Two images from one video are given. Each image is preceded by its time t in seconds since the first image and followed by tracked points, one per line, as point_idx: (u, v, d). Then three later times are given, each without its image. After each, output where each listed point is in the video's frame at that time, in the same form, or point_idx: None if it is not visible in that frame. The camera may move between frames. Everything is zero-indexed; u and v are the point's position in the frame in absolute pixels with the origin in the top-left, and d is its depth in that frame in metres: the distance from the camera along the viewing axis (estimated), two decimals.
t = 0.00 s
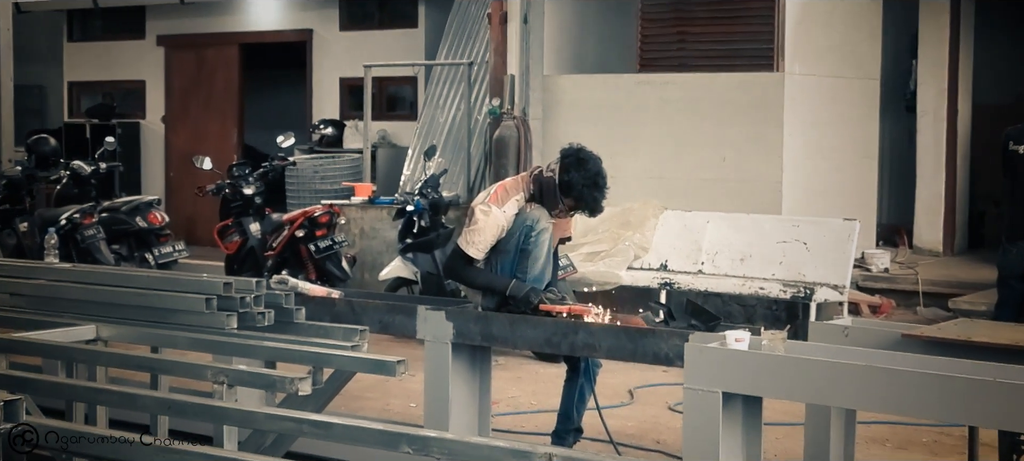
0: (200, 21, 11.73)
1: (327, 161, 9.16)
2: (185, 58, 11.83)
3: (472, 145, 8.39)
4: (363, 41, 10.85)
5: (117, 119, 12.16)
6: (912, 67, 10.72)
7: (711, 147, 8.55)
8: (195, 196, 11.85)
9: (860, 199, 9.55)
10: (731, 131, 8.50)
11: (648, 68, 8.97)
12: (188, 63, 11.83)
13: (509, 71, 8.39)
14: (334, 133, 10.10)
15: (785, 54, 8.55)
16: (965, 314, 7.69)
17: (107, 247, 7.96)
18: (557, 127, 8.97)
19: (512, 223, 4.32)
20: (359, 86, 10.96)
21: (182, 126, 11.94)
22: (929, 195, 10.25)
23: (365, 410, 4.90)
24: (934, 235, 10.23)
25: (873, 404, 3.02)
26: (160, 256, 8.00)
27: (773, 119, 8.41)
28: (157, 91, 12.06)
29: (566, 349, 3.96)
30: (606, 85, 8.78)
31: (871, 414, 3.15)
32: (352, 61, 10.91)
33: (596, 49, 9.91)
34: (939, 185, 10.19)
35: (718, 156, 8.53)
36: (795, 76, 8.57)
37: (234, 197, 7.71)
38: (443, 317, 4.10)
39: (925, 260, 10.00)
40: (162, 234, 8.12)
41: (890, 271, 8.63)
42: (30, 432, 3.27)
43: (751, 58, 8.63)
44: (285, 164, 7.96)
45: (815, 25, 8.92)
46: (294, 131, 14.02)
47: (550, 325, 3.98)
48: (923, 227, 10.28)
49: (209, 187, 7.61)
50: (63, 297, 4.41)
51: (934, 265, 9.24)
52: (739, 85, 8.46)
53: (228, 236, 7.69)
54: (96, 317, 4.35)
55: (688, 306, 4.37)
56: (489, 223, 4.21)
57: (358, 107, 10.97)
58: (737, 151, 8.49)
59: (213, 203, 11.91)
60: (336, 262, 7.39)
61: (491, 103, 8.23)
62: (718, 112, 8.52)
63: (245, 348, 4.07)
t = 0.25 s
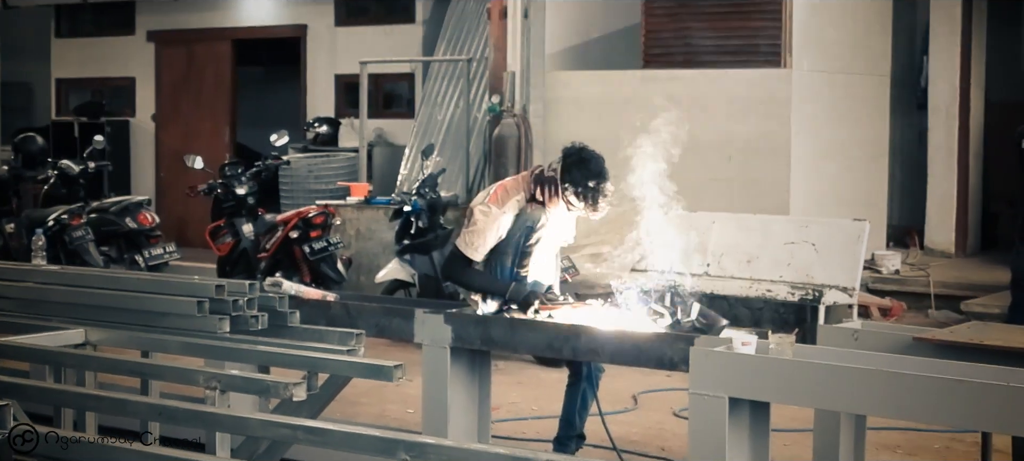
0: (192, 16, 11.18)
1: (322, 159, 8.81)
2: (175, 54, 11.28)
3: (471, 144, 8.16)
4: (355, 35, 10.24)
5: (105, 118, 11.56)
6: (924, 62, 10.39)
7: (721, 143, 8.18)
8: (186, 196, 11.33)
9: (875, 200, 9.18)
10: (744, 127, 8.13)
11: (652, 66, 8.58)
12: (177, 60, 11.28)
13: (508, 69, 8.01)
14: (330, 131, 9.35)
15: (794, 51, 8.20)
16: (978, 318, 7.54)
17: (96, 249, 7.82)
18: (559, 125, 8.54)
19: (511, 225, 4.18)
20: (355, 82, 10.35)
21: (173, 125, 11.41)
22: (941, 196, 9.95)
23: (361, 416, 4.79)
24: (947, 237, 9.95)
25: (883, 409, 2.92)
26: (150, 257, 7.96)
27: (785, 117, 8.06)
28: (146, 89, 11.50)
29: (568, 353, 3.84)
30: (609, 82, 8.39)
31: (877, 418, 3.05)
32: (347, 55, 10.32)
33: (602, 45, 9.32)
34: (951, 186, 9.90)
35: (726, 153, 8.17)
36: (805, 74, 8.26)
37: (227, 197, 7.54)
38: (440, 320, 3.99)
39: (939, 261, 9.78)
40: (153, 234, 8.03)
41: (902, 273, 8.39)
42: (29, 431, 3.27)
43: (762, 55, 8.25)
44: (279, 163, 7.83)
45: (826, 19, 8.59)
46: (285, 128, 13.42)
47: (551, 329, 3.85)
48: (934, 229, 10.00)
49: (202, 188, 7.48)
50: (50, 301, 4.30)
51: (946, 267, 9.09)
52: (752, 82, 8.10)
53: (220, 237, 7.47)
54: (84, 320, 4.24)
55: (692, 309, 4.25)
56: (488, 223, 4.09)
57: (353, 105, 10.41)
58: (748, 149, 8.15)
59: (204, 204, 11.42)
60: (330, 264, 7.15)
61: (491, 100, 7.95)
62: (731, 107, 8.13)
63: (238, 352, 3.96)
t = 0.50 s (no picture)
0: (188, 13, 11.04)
1: (318, 158, 8.38)
2: (168, 48, 11.09)
3: (471, 143, 7.78)
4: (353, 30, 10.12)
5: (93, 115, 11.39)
6: (936, 58, 10.07)
7: (726, 139, 7.98)
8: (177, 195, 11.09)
9: (883, 197, 8.98)
10: (751, 123, 7.92)
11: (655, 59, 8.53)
12: (169, 55, 11.10)
13: (509, 63, 7.84)
14: (325, 128, 9.35)
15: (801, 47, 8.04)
16: (991, 318, 7.39)
17: (85, 251, 7.33)
18: (564, 120, 8.39)
19: (513, 225, 4.07)
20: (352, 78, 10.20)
21: (163, 120, 11.20)
22: (953, 193, 9.85)
23: (358, 422, 4.68)
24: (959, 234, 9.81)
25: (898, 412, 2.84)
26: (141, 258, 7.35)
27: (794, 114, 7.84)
28: (135, 84, 11.33)
29: (571, 355, 3.73)
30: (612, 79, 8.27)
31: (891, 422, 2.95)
32: (343, 51, 10.20)
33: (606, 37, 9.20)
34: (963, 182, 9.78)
35: (731, 150, 7.96)
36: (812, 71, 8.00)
37: (219, 197, 6.94)
38: (439, 322, 3.87)
39: (951, 261, 9.59)
40: (144, 235, 7.45)
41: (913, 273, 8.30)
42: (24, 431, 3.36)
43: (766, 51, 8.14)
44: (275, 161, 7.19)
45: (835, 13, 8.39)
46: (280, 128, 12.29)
47: (552, 331, 3.74)
48: (949, 227, 9.85)
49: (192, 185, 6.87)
50: (38, 303, 4.18)
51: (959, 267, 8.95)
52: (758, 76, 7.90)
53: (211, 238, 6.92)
54: (73, 324, 4.13)
55: (698, 311, 4.14)
56: (488, 223, 3.98)
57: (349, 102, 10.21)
58: (754, 146, 7.92)
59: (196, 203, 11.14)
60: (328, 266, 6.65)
61: (490, 96, 7.68)
62: (738, 104, 7.95)
63: (231, 356, 3.85)
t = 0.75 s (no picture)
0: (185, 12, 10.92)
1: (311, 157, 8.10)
2: (159, 46, 10.95)
3: (470, 141, 7.62)
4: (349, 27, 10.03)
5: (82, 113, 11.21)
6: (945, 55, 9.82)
7: (728, 136, 7.86)
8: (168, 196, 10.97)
9: (894, 195, 8.76)
10: (753, 123, 7.79)
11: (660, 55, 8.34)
12: (161, 50, 10.93)
13: (509, 59, 7.64)
14: (319, 125, 9.17)
15: (810, 40, 7.91)
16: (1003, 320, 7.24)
17: (71, 251, 7.18)
18: (564, 117, 8.24)
19: (513, 225, 3.96)
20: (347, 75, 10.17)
21: (154, 116, 11.04)
22: (968, 192, 9.72)
23: (354, 428, 4.57)
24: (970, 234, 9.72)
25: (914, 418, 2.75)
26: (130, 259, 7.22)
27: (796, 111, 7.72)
28: (125, 80, 11.18)
29: (573, 359, 3.63)
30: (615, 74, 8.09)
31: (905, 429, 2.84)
32: (339, 47, 10.12)
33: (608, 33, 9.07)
34: (976, 182, 9.67)
35: (735, 148, 7.83)
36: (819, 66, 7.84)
37: (211, 196, 6.76)
38: (437, 324, 3.76)
39: (961, 261, 9.42)
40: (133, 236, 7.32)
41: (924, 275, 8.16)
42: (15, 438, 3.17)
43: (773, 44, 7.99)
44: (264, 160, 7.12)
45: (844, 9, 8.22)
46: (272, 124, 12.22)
47: (554, 334, 3.64)
48: (960, 228, 9.75)
49: (183, 185, 6.66)
50: (25, 306, 4.07)
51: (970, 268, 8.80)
52: (760, 72, 7.76)
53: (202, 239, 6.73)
54: (61, 326, 4.01)
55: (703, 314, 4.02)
56: (488, 223, 3.86)
57: (342, 98, 10.22)
58: (757, 144, 7.79)
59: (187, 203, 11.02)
60: (321, 267, 6.49)
61: (490, 93, 7.43)
62: (740, 102, 7.81)
63: (223, 360, 3.74)
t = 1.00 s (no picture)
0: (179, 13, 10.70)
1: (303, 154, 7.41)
2: (147, 40, 10.25)
3: (467, 139, 7.12)
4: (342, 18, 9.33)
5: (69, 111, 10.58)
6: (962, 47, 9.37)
7: (738, 134, 7.38)
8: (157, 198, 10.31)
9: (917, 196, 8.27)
10: (768, 121, 7.31)
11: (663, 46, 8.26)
12: (145, 46, 10.27)
13: (508, 55, 7.19)
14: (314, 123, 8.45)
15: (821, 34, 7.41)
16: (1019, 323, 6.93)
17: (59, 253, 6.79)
18: (567, 115, 7.73)
19: (513, 225, 3.85)
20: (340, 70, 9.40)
21: (142, 114, 10.36)
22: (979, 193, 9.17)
23: (351, 434, 4.46)
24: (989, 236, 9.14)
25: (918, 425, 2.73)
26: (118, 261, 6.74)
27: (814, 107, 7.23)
28: (111, 77, 10.49)
29: (574, 364, 3.51)
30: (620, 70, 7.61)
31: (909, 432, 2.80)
32: (333, 41, 9.38)
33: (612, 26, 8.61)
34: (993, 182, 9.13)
35: (742, 146, 7.37)
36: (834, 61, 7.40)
37: (201, 196, 6.44)
38: (435, 327, 3.65)
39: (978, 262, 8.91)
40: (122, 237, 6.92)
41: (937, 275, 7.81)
42: None
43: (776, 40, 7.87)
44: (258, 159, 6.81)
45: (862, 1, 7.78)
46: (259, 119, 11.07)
47: (555, 338, 3.52)
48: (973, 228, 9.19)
49: (174, 184, 6.34)
50: (10, 309, 3.95)
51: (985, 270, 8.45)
52: (777, 68, 7.29)
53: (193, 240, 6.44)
54: (47, 330, 3.90)
55: (709, 317, 3.90)
56: (487, 224, 3.74)
57: (337, 95, 9.42)
58: (769, 141, 7.31)
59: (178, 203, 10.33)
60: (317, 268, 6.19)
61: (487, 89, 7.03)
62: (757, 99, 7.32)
63: (215, 366, 3.63)
